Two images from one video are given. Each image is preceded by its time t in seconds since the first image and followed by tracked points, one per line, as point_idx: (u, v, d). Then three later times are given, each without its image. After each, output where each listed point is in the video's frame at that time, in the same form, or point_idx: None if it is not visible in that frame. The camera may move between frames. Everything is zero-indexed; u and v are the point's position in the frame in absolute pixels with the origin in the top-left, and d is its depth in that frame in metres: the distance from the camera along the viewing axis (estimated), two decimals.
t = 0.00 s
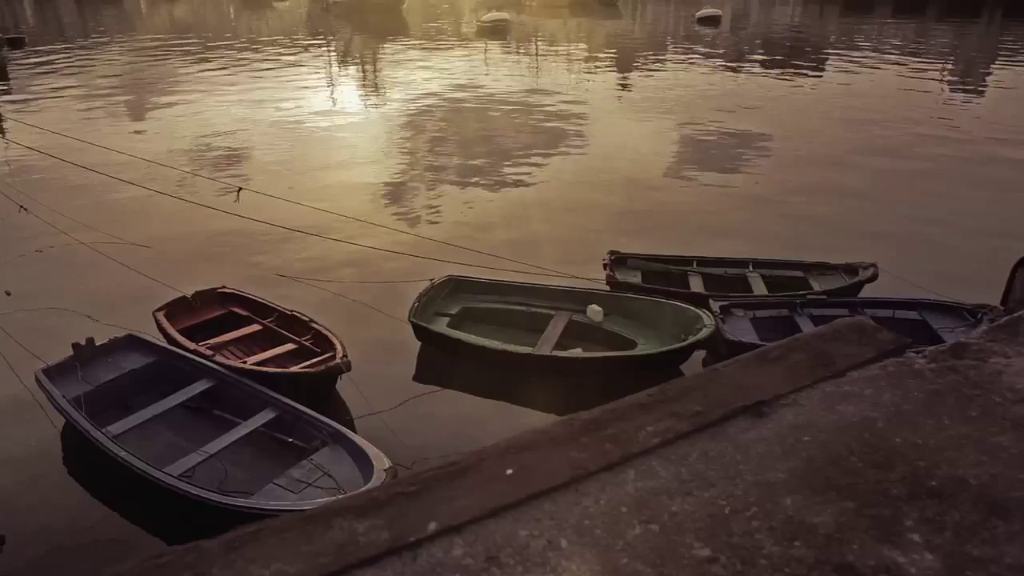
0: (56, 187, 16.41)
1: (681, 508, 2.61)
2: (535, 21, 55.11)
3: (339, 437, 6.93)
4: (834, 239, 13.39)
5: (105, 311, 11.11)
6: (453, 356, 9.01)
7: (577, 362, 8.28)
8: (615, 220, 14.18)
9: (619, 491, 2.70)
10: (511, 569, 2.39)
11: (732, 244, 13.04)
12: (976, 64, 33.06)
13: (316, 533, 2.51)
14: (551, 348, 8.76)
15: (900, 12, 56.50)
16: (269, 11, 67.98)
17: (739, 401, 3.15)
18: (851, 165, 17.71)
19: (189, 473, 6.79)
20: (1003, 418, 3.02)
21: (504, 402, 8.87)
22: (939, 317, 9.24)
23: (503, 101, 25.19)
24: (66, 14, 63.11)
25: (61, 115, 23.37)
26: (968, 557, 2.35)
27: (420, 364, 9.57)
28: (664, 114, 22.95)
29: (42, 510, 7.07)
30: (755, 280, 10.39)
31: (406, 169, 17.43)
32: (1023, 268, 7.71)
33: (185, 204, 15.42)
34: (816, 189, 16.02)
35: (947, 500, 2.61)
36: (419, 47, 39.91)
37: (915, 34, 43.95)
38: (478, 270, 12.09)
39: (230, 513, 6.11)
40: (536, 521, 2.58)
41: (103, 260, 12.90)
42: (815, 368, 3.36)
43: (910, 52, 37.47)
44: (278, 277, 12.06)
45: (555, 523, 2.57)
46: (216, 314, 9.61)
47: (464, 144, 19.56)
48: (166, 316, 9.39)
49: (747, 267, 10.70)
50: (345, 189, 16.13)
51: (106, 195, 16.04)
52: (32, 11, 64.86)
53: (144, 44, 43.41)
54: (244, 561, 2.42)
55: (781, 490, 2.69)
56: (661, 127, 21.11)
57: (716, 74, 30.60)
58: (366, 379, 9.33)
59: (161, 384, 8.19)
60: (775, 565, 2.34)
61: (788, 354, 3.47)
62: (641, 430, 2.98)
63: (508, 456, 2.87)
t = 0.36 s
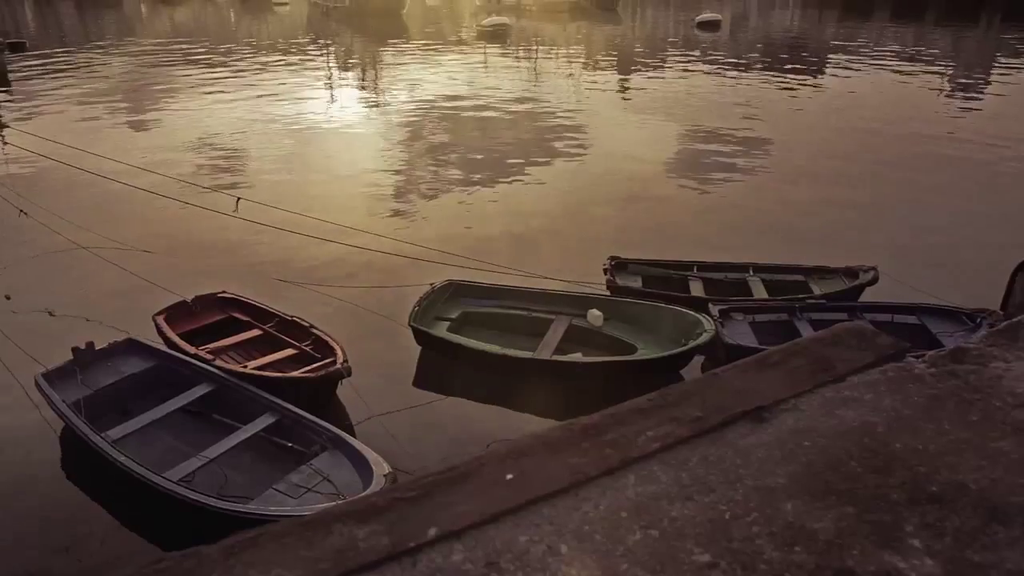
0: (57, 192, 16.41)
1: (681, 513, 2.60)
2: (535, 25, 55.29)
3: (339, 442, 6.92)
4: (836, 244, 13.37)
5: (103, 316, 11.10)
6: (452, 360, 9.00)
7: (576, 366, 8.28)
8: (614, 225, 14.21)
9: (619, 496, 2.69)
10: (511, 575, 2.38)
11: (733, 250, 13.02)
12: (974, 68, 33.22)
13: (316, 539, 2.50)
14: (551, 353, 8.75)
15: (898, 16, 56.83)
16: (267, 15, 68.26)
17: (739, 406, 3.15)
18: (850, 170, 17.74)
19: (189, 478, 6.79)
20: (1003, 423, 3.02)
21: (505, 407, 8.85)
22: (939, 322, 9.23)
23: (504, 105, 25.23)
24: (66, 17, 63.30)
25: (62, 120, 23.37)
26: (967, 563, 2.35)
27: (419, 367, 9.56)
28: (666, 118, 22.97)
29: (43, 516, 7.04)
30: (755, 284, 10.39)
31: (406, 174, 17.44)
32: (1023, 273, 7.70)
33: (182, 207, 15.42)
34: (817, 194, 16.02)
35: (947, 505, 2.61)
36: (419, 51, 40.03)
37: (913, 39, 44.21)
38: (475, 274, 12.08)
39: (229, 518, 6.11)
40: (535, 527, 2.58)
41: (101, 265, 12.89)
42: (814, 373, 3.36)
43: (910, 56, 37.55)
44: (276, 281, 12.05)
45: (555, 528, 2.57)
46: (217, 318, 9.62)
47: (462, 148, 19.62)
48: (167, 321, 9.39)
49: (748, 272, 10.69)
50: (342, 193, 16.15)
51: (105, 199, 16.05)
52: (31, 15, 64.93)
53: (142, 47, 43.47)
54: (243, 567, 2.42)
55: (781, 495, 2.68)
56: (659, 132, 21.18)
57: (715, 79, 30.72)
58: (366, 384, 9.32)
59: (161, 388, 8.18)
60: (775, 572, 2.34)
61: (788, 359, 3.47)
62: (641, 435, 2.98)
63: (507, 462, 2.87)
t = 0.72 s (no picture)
0: (58, 200, 16.45)
1: (680, 523, 2.60)
2: (535, 33, 55.57)
3: (338, 451, 6.90)
4: (837, 252, 13.39)
5: (102, 325, 11.10)
6: (452, 368, 8.99)
7: (576, 375, 8.27)
8: (613, 233, 14.23)
9: (619, 506, 2.69)
10: None
11: (733, 258, 13.03)
12: (973, 77, 33.39)
13: (316, 550, 2.50)
14: (551, 362, 8.75)
15: (896, 25, 57.14)
16: (267, 24, 68.55)
17: (738, 416, 3.15)
18: (849, 178, 17.77)
19: (189, 487, 6.78)
20: (1003, 433, 3.02)
21: (505, 416, 8.85)
22: (938, 330, 9.24)
23: (503, 113, 25.36)
24: (68, 26, 63.57)
25: (63, 128, 23.45)
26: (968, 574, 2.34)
27: (419, 374, 9.55)
28: (665, 126, 23.06)
29: (43, 526, 7.02)
30: (755, 291, 10.40)
31: (406, 182, 17.53)
32: (1022, 281, 7.68)
33: (181, 215, 15.43)
34: (816, 202, 16.05)
35: (947, 515, 2.60)
36: (419, 60, 40.24)
37: (911, 48, 44.45)
38: (475, 283, 12.09)
39: (227, 526, 6.10)
40: (536, 537, 2.57)
41: (101, 273, 12.89)
42: (814, 383, 3.36)
43: (909, 65, 37.74)
44: (275, 290, 12.05)
45: (556, 538, 2.56)
46: (217, 327, 9.62)
47: (462, 157, 19.66)
48: (167, 330, 9.39)
49: (748, 279, 10.70)
50: (342, 201, 16.16)
51: (104, 207, 16.06)
52: (33, 23, 65.13)
53: (143, 56, 43.57)
54: None
55: (782, 506, 2.68)
56: (658, 141, 21.24)
57: (714, 87, 30.82)
58: (366, 392, 9.31)
59: (162, 397, 8.18)
60: None
61: (787, 368, 3.47)
62: (641, 445, 2.97)
63: (507, 471, 2.86)
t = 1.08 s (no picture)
0: (58, 212, 16.50)
1: (681, 538, 2.59)
2: (535, 47, 56.02)
3: (337, 464, 6.87)
4: (836, 265, 13.40)
5: (100, 337, 11.09)
6: (451, 381, 8.98)
7: (576, 389, 8.26)
8: (612, 245, 14.27)
9: (619, 522, 2.67)
10: None
11: (732, 271, 13.03)
12: (970, 90, 33.58)
13: (315, 565, 2.49)
14: (551, 375, 8.74)
15: (894, 38, 57.58)
16: (268, 37, 68.89)
17: (738, 430, 3.14)
18: (848, 191, 17.82)
19: (187, 500, 6.76)
20: (1003, 447, 3.02)
21: (505, 429, 8.81)
22: (937, 341, 9.24)
23: (502, 126, 25.51)
24: (71, 40, 63.99)
25: (64, 141, 23.57)
26: None
27: (418, 387, 9.54)
28: (664, 139, 23.19)
29: (39, 540, 6.99)
30: (754, 304, 10.41)
31: (406, 194, 17.60)
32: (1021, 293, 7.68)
33: (181, 228, 15.44)
34: (816, 215, 16.08)
35: (949, 530, 2.59)
36: (419, 73, 40.58)
37: (908, 61, 44.76)
38: (474, 296, 12.09)
39: (225, 539, 6.07)
40: (535, 553, 2.56)
41: (100, 286, 12.89)
42: (814, 397, 3.36)
43: (906, 78, 38.01)
44: (274, 303, 12.05)
45: (555, 555, 2.55)
46: (215, 340, 9.61)
47: (462, 169, 19.71)
48: (166, 343, 9.38)
49: (748, 292, 10.70)
50: (342, 214, 16.18)
51: (105, 219, 16.08)
52: (35, 37, 65.63)
53: (144, 69, 43.75)
54: None
55: (782, 521, 2.67)
56: (657, 153, 21.36)
57: (713, 100, 30.96)
58: (366, 405, 9.29)
59: (161, 411, 8.16)
60: None
61: (787, 382, 3.47)
62: (640, 460, 2.97)
63: (507, 486, 2.86)
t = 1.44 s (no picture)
0: (59, 229, 16.56)
1: (681, 559, 2.57)
2: (534, 64, 56.49)
3: (336, 481, 6.84)
4: (837, 282, 13.41)
5: (99, 353, 11.07)
6: (450, 398, 8.96)
7: (576, 406, 8.23)
8: (611, 262, 14.29)
9: (619, 542, 2.66)
10: None
11: (733, 289, 13.03)
12: (967, 107, 33.78)
13: None
14: (550, 393, 8.72)
15: (891, 56, 58.08)
16: (269, 55, 69.42)
17: (738, 450, 3.13)
18: (848, 208, 17.87)
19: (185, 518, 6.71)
20: (1004, 466, 3.01)
21: (504, 447, 8.78)
22: (936, 358, 9.24)
23: (502, 143, 25.67)
24: (74, 57, 64.43)
25: (65, 158, 23.69)
26: None
27: (418, 403, 9.53)
28: (663, 156, 23.32)
29: (35, 558, 6.94)
30: (754, 321, 10.41)
31: (406, 211, 17.67)
32: (1021, 310, 7.69)
33: (181, 245, 15.48)
34: (815, 232, 16.12)
35: (951, 551, 2.58)
36: (420, 90, 40.87)
37: (905, 78, 45.09)
38: (475, 313, 12.07)
39: (222, 558, 6.02)
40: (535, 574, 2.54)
41: (100, 302, 12.88)
42: (814, 416, 3.35)
43: (904, 95, 38.28)
44: (274, 320, 12.04)
45: None
46: (214, 356, 9.59)
47: (463, 186, 19.76)
48: (165, 359, 9.37)
49: (747, 308, 10.71)
50: (343, 231, 16.20)
51: (105, 237, 16.09)
52: (38, 55, 66.12)
53: (145, 87, 43.98)
54: None
55: (783, 541, 2.65)
56: (656, 170, 21.48)
57: (711, 117, 31.14)
58: (365, 422, 9.26)
59: (160, 428, 8.13)
60: None
61: (787, 402, 3.46)
62: (640, 479, 2.96)
63: (507, 506, 2.85)
